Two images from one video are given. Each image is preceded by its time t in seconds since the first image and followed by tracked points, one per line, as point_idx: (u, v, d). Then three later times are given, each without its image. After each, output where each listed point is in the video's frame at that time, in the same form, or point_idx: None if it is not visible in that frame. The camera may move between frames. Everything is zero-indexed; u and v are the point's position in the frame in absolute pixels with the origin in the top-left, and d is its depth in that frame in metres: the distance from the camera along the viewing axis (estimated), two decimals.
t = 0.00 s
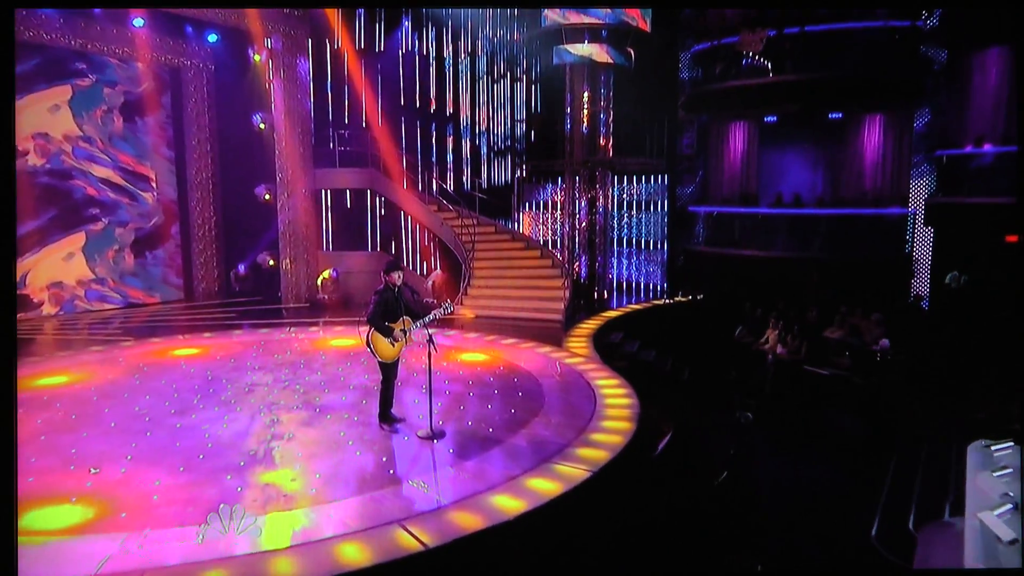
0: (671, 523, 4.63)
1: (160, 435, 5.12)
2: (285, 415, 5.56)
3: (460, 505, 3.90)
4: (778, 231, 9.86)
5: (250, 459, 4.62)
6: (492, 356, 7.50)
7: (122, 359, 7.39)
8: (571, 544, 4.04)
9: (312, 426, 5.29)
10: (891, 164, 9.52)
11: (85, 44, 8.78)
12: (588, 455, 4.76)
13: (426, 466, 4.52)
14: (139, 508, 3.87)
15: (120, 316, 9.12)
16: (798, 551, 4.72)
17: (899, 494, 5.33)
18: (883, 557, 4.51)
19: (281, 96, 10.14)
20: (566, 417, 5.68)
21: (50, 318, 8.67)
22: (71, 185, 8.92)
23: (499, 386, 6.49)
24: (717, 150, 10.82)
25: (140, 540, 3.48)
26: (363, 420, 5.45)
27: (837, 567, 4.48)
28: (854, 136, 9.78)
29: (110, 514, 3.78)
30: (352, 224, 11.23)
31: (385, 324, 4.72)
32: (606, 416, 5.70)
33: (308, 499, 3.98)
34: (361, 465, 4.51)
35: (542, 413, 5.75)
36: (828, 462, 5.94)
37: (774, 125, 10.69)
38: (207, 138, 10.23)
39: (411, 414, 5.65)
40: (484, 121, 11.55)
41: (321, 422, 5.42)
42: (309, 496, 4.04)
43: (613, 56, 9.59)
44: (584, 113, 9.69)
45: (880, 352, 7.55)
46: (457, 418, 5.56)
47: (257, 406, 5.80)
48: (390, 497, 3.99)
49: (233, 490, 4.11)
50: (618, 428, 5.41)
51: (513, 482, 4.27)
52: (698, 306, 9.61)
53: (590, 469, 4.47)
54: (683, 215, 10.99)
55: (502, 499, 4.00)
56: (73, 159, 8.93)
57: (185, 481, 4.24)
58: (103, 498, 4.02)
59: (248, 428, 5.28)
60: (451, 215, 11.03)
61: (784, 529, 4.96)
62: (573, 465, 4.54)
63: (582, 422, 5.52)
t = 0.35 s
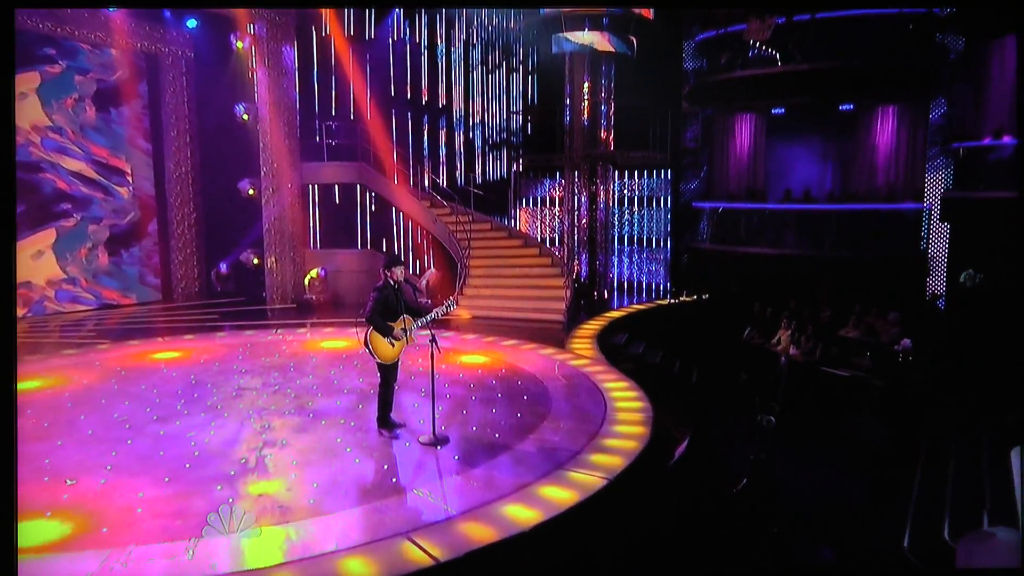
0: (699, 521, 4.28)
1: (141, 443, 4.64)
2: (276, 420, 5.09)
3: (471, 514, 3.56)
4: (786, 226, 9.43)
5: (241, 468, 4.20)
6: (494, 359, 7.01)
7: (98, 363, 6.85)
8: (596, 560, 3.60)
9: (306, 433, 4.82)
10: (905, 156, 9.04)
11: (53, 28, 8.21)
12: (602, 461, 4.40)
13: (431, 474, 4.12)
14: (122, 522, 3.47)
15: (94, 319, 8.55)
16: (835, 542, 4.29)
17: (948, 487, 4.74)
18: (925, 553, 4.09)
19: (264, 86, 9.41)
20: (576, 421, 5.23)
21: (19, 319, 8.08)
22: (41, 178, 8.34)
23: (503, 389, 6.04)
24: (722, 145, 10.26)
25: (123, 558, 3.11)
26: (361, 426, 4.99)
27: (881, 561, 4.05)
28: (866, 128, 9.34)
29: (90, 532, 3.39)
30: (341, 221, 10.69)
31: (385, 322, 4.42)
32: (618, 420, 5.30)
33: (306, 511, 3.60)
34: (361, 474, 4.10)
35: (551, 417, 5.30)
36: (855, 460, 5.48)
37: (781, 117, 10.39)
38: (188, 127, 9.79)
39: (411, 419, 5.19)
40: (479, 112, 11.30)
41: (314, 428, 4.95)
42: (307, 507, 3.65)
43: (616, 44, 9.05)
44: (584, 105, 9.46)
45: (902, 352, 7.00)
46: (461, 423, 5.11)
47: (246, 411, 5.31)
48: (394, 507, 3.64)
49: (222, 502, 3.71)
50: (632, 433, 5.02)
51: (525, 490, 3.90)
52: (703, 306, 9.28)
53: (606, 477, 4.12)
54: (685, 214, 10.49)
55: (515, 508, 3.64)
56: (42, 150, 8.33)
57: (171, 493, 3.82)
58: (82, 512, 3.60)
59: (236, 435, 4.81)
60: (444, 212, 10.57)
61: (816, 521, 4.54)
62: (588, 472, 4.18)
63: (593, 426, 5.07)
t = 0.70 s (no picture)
0: (717, 517, 3.68)
1: (116, 452, 4.10)
2: (264, 426, 4.53)
3: (480, 524, 3.08)
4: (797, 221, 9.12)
5: (228, 477, 3.68)
6: (493, 360, 6.50)
7: (65, 366, 6.24)
8: None
9: (296, 440, 4.28)
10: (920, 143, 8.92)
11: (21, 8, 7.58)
12: (615, 467, 3.81)
13: (435, 482, 3.63)
14: (100, 537, 3.00)
15: (60, 321, 7.90)
16: (848, 546, 3.52)
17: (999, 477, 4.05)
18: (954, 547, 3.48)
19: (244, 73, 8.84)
20: (586, 425, 4.64)
21: None
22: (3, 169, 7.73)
23: (506, 391, 5.53)
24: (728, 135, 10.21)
25: None
26: (356, 431, 4.45)
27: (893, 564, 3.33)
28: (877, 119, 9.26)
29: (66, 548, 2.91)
30: (327, 216, 10.13)
31: (383, 320, 3.96)
32: (629, 424, 4.61)
33: (305, 523, 3.13)
34: (358, 483, 3.60)
35: (560, 422, 4.72)
36: (870, 459, 4.68)
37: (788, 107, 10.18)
38: (161, 116, 9.15)
39: (409, 423, 4.66)
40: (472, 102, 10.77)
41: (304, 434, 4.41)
42: (303, 520, 3.17)
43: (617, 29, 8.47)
44: (584, 93, 8.96)
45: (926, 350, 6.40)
46: (464, 428, 4.59)
47: (231, 417, 4.75)
48: (398, 518, 3.16)
49: (209, 514, 3.23)
50: (646, 438, 4.34)
51: (536, 498, 3.39)
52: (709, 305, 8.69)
53: (624, 484, 3.57)
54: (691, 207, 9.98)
55: (527, 518, 3.15)
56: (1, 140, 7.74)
57: (152, 505, 3.33)
58: (52, 528, 3.10)
59: (220, 442, 4.25)
60: (437, 207, 10.06)
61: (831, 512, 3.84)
62: (606, 480, 3.61)
63: (605, 431, 4.44)
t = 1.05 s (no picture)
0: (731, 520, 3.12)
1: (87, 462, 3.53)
2: (251, 433, 3.97)
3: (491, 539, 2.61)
4: (808, 213, 8.58)
5: (213, 488, 3.18)
6: (492, 362, 5.96)
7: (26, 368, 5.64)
8: None
9: (286, 447, 3.74)
10: (937, 134, 8.78)
11: None
12: (631, 473, 3.26)
13: (439, 492, 3.13)
14: (75, 554, 2.55)
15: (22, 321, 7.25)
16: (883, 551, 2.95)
17: None
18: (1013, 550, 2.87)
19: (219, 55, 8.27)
20: (596, 429, 4.07)
21: None
22: None
23: (507, 394, 5.01)
24: (734, 124, 9.92)
25: None
26: (350, 437, 3.90)
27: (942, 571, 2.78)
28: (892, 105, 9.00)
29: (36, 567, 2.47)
30: (312, 209, 9.57)
31: (378, 317, 3.49)
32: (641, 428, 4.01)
33: (300, 537, 2.68)
34: (355, 492, 3.11)
35: (567, 425, 4.21)
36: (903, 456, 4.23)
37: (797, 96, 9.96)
38: (129, 102, 8.58)
39: (407, 428, 4.12)
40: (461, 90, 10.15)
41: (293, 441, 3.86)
42: (298, 538, 2.68)
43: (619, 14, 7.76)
44: (580, 80, 8.40)
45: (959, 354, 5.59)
46: (467, 433, 4.06)
47: (213, 423, 4.19)
48: (401, 531, 2.70)
49: (197, 527, 2.77)
50: (662, 442, 3.75)
51: (550, 507, 2.89)
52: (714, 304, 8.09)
53: (642, 492, 3.03)
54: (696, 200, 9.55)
55: (542, 530, 2.67)
56: None
57: (134, 518, 2.85)
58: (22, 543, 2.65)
59: (203, 450, 3.71)
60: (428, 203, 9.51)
61: (864, 519, 3.20)
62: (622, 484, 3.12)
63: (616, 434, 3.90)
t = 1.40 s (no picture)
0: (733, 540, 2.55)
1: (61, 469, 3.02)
2: (236, 438, 3.46)
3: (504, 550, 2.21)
4: (814, 206, 8.52)
5: (200, 496, 2.68)
6: (492, 364, 5.48)
7: None
8: None
9: (276, 451, 3.24)
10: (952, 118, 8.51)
11: None
12: (647, 479, 2.80)
13: (445, 496, 2.67)
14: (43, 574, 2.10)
15: None
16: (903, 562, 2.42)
17: None
18: None
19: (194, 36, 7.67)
20: (606, 432, 3.60)
21: None
22: None
23: (510, 396, 4.53)
24: (739, 113, 9.69)
25: None
26: (344, 440, 3.40)
27: None
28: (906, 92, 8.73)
29: None
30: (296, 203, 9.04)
31: (375, 315, 3.03)
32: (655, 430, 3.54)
33: (295, 550, 2.23)
34: (355, 499, 2.63)
35: (574, 427, 3.73)
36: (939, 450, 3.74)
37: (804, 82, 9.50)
38: (93, 88, 7.96)
39: (407, 431, 3.62)
40: (451, 79, 9.85)
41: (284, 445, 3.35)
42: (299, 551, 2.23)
43: None
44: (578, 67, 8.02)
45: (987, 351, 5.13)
46: (471, 437, 3.57)
47: (194, 427, 3.66)
48: (409, 540, 2.29)
49: (183, 540, 2.32)
50: (675, 446, 3.29)
51: (564, 515, 2.46)
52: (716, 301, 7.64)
53: (660, 498, 2.58)
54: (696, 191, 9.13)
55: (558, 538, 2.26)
56: None
57: (114, 531, 2.38)
58: None
59: (185, 456, 3.19)
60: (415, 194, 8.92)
61: (877, 522, 2.63)
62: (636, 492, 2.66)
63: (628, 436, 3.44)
